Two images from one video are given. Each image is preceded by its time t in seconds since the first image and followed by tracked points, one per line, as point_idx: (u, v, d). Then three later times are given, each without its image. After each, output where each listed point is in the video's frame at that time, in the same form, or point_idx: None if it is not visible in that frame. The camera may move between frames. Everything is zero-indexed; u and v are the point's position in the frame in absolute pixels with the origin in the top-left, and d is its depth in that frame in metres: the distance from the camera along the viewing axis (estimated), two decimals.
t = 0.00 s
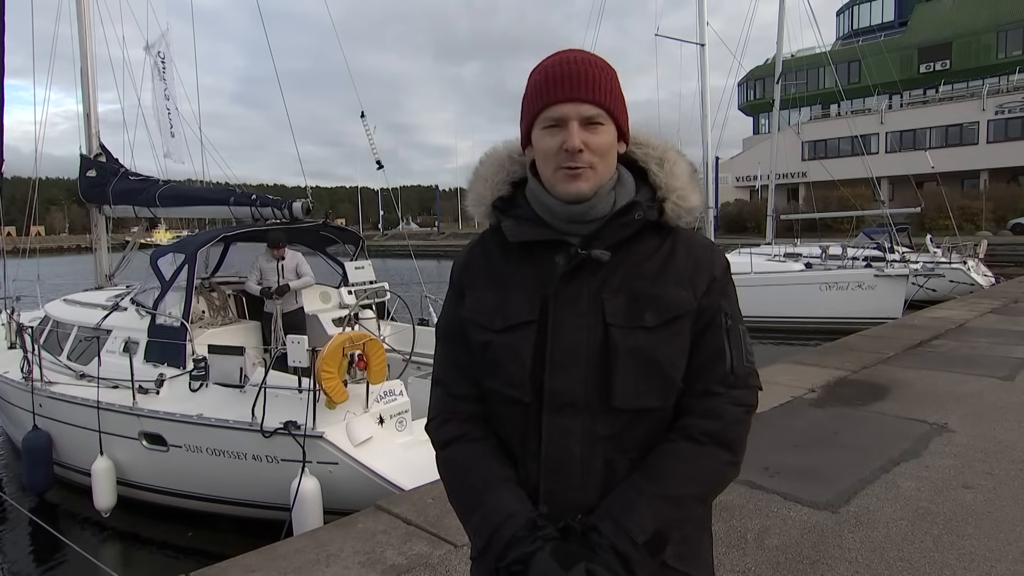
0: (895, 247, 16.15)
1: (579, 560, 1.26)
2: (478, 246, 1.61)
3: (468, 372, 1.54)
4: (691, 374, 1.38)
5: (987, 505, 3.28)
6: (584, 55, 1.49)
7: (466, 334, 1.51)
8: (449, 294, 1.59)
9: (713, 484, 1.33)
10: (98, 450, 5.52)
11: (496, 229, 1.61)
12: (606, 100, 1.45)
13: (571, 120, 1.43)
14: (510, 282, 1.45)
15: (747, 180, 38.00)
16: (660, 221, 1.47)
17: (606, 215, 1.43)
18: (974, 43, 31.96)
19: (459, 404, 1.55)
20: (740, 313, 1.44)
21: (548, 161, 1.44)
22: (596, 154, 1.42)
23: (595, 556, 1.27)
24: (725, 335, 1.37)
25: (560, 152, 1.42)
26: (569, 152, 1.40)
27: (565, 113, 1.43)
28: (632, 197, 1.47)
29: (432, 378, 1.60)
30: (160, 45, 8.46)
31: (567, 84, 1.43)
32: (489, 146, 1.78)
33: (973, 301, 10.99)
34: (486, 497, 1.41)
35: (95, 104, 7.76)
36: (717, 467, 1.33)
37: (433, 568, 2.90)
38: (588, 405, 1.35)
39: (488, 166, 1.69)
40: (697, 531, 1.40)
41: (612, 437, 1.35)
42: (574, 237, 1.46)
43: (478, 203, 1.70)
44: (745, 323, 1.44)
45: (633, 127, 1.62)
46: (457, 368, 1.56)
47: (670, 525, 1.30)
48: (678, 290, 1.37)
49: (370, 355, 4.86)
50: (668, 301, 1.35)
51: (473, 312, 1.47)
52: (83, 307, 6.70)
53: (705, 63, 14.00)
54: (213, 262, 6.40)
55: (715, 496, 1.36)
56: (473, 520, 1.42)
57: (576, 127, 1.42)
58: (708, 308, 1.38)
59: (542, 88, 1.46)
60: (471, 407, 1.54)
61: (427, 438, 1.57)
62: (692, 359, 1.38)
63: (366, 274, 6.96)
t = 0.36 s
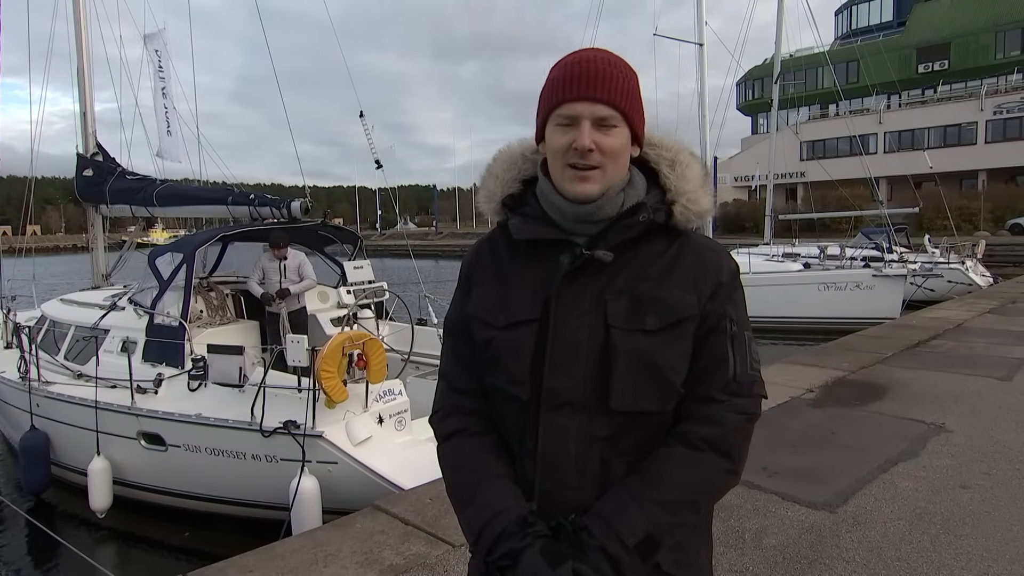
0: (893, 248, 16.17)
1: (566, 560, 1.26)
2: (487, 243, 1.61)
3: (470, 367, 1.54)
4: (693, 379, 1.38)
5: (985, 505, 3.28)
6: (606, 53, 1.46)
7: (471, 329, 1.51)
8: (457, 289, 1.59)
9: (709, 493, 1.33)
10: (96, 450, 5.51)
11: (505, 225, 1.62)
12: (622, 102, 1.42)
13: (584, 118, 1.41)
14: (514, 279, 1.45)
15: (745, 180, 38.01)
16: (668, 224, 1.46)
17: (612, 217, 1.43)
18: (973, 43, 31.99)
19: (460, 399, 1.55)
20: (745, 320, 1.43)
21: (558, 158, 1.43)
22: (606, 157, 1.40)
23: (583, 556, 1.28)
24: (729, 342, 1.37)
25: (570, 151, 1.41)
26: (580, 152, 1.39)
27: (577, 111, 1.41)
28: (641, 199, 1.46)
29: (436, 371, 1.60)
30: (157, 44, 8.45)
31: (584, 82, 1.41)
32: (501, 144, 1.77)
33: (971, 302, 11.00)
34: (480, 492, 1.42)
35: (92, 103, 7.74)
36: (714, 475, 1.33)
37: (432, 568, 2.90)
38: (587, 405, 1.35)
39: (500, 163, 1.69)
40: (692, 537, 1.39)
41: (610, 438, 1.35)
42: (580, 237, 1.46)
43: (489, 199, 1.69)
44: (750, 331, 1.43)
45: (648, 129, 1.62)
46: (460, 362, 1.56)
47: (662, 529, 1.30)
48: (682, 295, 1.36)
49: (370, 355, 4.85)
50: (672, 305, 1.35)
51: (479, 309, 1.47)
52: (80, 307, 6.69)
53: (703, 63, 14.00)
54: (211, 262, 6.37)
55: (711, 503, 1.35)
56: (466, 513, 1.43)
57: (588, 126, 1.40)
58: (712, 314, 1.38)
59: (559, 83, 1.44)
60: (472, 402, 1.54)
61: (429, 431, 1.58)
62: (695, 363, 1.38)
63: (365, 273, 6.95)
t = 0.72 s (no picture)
0: (895, 248, 16.14)
1: (584, 565, 1.23)
2: (495, 243, 1.59)
3: (480, 369, 1.53)
4: (705, 382, 1.38)
5: (988, 506, 3.26)
6: (630, 57, 1.45)
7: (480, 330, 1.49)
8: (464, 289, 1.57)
9: (722, 495, 1.33)
10: (98, 453, 5.51)
11: (515, 226, 1.60)
12: (643, 108, 1.42)
13: (604, 122, 1.40)
14: (525, 281, 1.44)
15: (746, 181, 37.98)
16: (681, 227, 1.47)
17: (627, 220, 1.43)
18: (974, 42, 31.93)
19: (470, 401, 1.54)
20: (756, 324, 1.44)
21: (574, 160, 1.42)
22: (623, 163, 1.40)
23: (600, 560, 1.26)
24: (741, 345, 1.37)
25: (587, 154, 1.40)
26: (597, 156, 1.38)
27: (597, 115, 1.41)
28: (655, 202, 1.46)
29: (443, 372, 1.59)
30: (157, 47, 8.46)
31: (607, 84, 1.40)
32: (510, 142, 1.76)
33: (974, 301, 10.97)
34: (493, 497, 1.41)
35: (91, 105, 7.75)
36: (726, 478, 1.33)
37: (433, 570, 2.90)
38: (600, 409, 1.34)
39: (511, 161, 1.69)
40: (704, 540, 1.39)
41: (623, 442, 1.35)
42: (593, 238, 1.45)
43: (498, 198, 1.68)
44: (761, 334, 1.44)
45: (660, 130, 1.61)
46: (469, 363, 1.54)
47: (677, 533, 1.30)
48: (696, 298, 1.36)
49: (372, 357, 4.84)
50: (685, 308, 1.34)
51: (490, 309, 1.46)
52: (81, 310, 6.70)
53: (703, 63, 13.99)
54: (212, 264, 6.41)
55: (723, 505, 1.36)
56: (479, 518, 1.42)
57: (607, 130, 1.39)
58: (724, 317, 1.38)
59: (580, 84, 1.42)
60: (482, 404, 1.53)
61: (437, 433, 1.57)
62: (707, 367, 1.38)
63: (366, 275, 6.89)
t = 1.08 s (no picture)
0: (895, 247, 16.13)
1: (589, 566, 1.23)
2: (492, 245, 1.59)
3: (480, 371, 1.53)
4: (706, 381, 1.38)
5: (987, 505, 3.26)
6: (623, 54, 1.45)
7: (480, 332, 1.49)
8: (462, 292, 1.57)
9: (725, 494, 1.33)
10: (98, 454, 5.50)
11: (513, 227, 1.60)
12: (638, 104, 1.41)
13: (599, 119, 1.39)
14: (525, 282, 1.44)
15: (745, 180, 37.98)
16: (680, 226, 1.47)
17: (626, 219, 1.42)
18: (973, 40, 31.91)
19: (471, 403, 1.53)
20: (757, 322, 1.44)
21: (571, 157, 1.40)
22: (621, 158, 1.39)
23: (604, 560, 1.26)
24: (741, 342, 1.37)
25: (583, 151, 1.39)
26: (594, 152, 1.37)
27: (592, 111, 1.40)
28: (654, 200, 1.45)
29: (443, 375, 1.58)
30: (154, 47, 8.45)
31: (601, 80, 1.39)
32: (507, 142, 1.76)
33: (974, 300, 10.96)
34: (496, 499, 1.40)
35: (89, 106, 7.75)
36: (729, 476, 1.33)
37: (432, 571, 2.90)
38: (601, 410, 1.34)
39: (508, 161, 1.68)
40: (706, 539, 1.39)
41: (625, 442, 1.34)
42: (592, 238, 1.45)
43: (496, 199, 1.68)
44: (762, 332, 1.43)
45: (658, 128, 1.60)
46: (469, 366, 1.54)
47: (680, 533, 1.30)
48: (697, 296, 1.36)
49: (373, 357, 4.84)
50: (686, 307, 1.34)
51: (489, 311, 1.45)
52: (80, 311, 6.69)
53: (702, 62, 13.98)
54: (210, 266, 6.39)
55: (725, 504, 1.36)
56: (482, 521, 1.41)
57: (603, 126, 1.38)
58: (725, 315, 1.38)
59: (574, 82, 1.41)
60: (483, 406, 1.52)
61: (437, 436, 1.56)
62: (708, 365, 1.38)
63: (366, 276, 6.88)
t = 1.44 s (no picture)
0: (898, 245, 16.08)
1: (575, 566, 1.25)
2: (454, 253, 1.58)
3: (450, 380, 1.52)
4: (676, 366, 1.36)
5: (992, 505, 3.25)
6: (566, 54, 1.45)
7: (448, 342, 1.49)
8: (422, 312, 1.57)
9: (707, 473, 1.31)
10: (101, 455, 5.50)
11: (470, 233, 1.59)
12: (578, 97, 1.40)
13: (539, 115, 1.38)
14: (486, 287, 1.43)
15: (747, 179, 37.92)
16: (637, 212, 1.44)
17: (579, 213, 1.39)
18: (976, 38, 31.79)
19: (445, 413, 1.53)
20: (725, 300, 1.41)
21: (518, 159, 1.39)
22: (563, 151, 1.37)
23: (591, 559, 1.27)
24: (706, 323, 1.35)
25: (529, 150, 1.37)
26: (538, 149, 1.36)
27: (532, 110, 1.39)
28: (606, 190, 1.42)
29: (417, 388, 1.58)
30: (156, 48, 8.46)
31: (541, 76, 1.39)
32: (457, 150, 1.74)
33: (978, 299, 10.93)
34: (480, 507, 1.41)
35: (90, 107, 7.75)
36: (710, 457, 1.31)
37: (434, 571, 2.89)
38: (573, 407, 1.33)
39: (460, 168, 1.67)
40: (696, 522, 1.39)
41: (601, 436, 1.34)
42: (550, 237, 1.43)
43: (452, 208, 1.69)
44: (731, 311, 1.41)
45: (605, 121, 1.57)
46: (440, 375, 1.54)
47: (665, 523, 1.30)
48: (658, 282, 1.34)
49: (376, 357, 4.83)
50: (646, 293, 1.32)
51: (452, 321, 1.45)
52: (82, 312, 6.69)
53: (704, 61, 13.96)
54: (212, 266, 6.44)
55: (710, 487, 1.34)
56: (468, 530, 1.42)
57: (545, 123, 1.37)
58: (687, 296, 1.35)
59: (512, 84, 1.41)
60: (457, 416, 1.52)
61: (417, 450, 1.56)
62: (677, 350, 1.35)
63: (368, 276, 6.88)
